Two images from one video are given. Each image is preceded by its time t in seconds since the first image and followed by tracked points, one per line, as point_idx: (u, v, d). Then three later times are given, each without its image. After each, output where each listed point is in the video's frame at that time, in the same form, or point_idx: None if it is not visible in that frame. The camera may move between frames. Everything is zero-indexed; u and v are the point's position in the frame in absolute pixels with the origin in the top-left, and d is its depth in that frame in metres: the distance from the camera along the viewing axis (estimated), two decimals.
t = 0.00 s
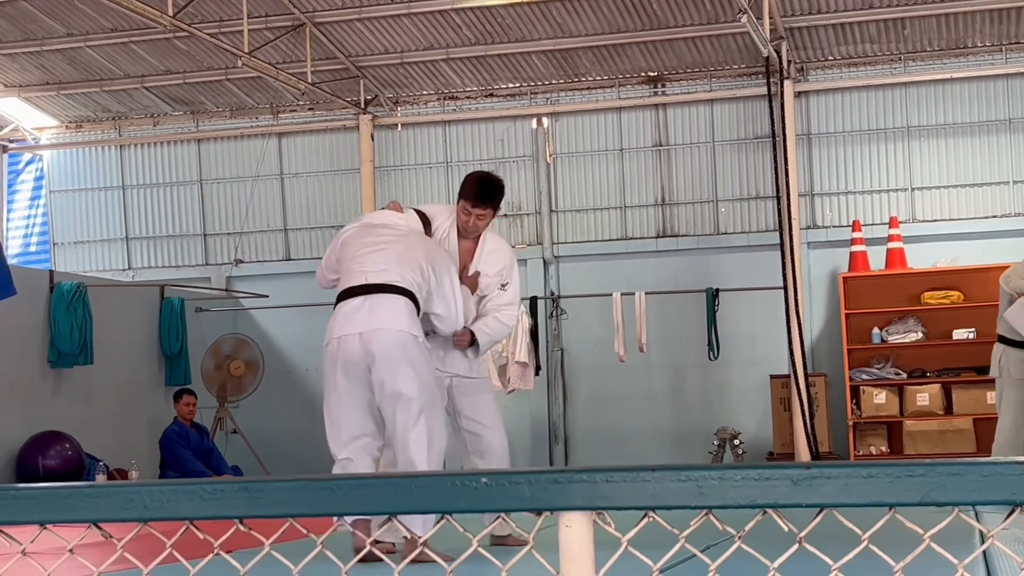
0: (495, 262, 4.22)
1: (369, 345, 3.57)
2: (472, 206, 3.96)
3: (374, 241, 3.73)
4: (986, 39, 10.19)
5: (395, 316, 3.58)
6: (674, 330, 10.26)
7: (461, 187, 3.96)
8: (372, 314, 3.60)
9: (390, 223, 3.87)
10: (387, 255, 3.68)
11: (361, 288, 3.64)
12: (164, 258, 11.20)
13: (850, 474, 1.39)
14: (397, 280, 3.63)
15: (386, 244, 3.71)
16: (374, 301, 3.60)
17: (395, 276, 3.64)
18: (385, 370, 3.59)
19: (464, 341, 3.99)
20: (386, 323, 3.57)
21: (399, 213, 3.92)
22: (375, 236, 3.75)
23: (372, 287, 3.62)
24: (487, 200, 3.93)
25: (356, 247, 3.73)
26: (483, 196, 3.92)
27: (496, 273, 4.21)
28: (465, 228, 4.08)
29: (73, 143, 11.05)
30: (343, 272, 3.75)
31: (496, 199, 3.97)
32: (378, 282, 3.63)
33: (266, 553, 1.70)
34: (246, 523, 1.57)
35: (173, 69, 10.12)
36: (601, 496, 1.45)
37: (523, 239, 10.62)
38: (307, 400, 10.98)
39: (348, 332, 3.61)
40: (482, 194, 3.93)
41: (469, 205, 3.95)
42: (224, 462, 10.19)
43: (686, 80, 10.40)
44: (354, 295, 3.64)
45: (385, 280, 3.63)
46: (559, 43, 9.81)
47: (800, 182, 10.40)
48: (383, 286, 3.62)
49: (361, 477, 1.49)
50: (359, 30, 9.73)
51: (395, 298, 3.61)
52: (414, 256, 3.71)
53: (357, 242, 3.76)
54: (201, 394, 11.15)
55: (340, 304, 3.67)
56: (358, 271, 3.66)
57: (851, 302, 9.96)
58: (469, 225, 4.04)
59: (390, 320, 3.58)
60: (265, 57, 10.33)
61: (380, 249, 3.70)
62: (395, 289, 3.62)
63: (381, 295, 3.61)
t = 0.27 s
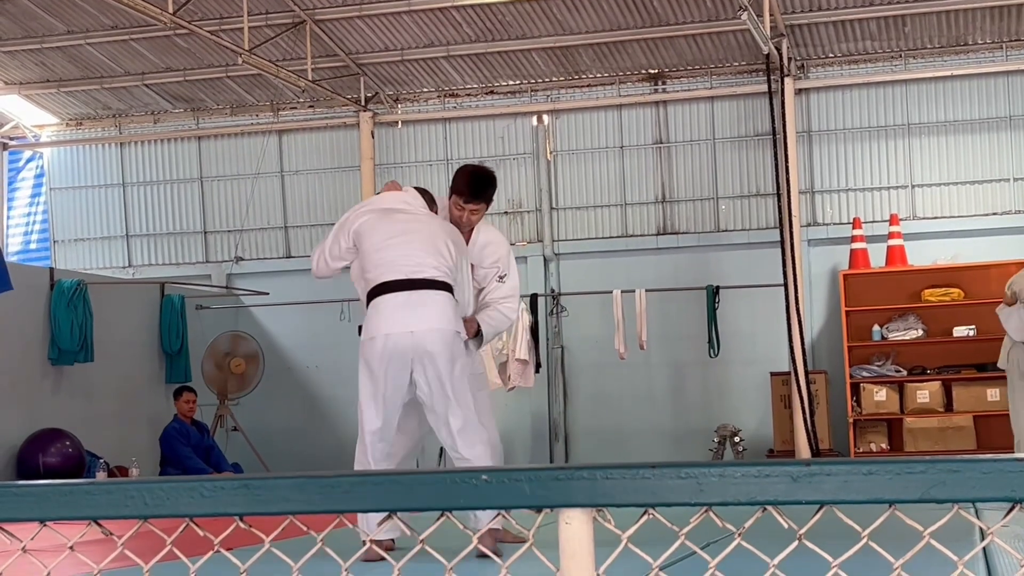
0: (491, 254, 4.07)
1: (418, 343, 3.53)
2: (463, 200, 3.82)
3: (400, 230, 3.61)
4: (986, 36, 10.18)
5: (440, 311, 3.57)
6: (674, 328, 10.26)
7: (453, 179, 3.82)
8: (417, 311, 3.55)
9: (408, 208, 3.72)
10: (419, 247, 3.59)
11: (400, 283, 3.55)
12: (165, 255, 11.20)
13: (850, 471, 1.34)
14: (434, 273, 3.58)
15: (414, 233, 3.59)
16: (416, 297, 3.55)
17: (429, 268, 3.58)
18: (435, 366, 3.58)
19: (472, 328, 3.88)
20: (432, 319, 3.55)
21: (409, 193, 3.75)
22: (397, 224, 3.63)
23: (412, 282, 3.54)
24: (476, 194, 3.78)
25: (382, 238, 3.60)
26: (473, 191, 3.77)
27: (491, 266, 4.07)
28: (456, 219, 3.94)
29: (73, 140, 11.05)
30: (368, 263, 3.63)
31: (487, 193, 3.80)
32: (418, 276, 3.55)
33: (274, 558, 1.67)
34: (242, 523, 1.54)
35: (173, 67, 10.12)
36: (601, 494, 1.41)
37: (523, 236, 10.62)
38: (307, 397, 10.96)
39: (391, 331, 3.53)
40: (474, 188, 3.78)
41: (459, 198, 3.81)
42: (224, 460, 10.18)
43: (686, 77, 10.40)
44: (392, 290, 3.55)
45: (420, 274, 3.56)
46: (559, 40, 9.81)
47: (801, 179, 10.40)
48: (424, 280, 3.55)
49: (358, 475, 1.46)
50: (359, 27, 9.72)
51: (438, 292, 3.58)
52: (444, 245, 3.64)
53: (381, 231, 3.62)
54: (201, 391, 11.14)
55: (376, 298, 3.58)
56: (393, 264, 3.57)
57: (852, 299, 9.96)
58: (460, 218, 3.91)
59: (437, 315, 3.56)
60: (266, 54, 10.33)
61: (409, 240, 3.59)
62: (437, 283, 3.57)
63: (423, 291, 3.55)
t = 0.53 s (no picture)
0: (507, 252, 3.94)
1: (444, 331, 3.57)
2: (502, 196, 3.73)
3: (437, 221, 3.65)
4: (985, 34, 10.19)
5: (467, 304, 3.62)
6: (673, 326, 10.26)
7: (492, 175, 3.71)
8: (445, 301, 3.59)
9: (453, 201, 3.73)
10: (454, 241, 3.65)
11: (433, 270, 3.60)
12: (164, 253, 11.20)
13: (849, 469, 1.33)
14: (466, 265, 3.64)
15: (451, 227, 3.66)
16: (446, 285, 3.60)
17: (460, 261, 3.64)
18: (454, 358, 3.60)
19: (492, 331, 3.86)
20: (461, 308, 3.60)
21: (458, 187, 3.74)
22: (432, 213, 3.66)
23: (445, 270, 3.60)
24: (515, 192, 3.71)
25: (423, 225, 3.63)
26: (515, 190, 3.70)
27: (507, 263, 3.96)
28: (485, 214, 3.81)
29: (72, 139, 11.05)
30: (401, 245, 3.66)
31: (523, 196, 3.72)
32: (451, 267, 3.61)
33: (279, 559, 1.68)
34: (242, 521, 1.55)
35: (172, 65, 10.11)
36: (599, 491, 1.41)
37: (522, 235, 10.62)
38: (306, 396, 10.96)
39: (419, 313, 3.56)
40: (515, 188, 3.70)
41: (498, 194, 3.71)
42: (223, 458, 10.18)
43: (685, 75, 10.40)
44: (425, 275, 3.59)
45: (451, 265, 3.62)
46: (558, 38, 9.81)
47: (800, 177, 10.40)
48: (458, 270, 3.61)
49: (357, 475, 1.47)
50: (358, 26, 9.72)
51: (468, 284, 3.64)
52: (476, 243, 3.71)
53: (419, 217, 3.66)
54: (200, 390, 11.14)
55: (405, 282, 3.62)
56: (426, 251, 3.62)
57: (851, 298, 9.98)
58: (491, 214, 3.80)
59: (464, 305, 3.61)
60: (264, 52, 10.33)
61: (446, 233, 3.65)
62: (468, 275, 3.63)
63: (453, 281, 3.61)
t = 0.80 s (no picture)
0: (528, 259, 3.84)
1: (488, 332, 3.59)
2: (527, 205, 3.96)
3: (459, 241, 3.73)
4: (982, 34, 10.19)
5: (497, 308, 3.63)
6: (671, 326, 10.27)
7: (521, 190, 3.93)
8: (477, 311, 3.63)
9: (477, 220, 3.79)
10: (474, 252, 3.68)
11: (459, 287, 3.66)
12: (162, 253, 11.19)
13: (847, 469, 1.33)
14: (489, 273, 3.65)
15: (473, 241, 3.70)
16: (473, 295, 3.64)
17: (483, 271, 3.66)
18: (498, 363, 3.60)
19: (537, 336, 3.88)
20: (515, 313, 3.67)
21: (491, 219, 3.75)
22: (456, 237, 3.74)
23: (468, 283, 3.65)
24: (544, 202, 3.95)
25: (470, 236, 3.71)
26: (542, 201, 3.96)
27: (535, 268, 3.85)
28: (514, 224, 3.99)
29: (70, 139, 11.04)
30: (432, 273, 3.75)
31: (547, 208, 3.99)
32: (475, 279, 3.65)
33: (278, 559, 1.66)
34: (241, 522, 1.55)
35: (170, 65, 10.10)
36: (598, 492, 1.41)
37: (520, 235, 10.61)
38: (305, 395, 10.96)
39: (454, 332, 3.63)
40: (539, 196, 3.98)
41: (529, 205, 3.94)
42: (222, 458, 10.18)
43: (683, 75, 10.40)
44: (453, 293, 3.67)
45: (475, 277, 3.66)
46: (556, 38, 9.80)
47: (798, 177, 10.41)
48: (478, 280, 3.64)
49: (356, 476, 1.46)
50: (356, 25, 9.71)
51: (493, 288, 3.64)
52: (500, 248, 3.71)
53: (442, 243, 3.76)
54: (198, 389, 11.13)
55: (436, 304, 3.70)
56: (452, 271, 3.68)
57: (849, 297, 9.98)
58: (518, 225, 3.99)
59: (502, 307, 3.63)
60: (262, 52, 10.33)
61: (469, 248, 3.70)
62: (489, 281, 3.64)
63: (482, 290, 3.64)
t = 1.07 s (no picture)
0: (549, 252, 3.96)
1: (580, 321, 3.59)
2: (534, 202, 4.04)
3: (521, 225, 3.76)
4: (980, 35, 10.19)
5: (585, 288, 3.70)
6: (669, 327, 10.27)
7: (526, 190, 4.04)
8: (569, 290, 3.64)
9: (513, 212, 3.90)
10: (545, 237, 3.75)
11: (543, 266, 3.65)
12: (160, 255, 11.20)
13: (842, 471, 1.32)
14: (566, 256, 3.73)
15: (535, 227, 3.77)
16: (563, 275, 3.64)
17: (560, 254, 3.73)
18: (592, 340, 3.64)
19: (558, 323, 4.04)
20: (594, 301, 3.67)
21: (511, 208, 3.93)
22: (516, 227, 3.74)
23: (556, 263, 3.66)
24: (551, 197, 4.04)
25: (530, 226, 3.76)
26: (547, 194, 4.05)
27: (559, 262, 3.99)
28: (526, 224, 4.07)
29: (67, 141, 11.04)
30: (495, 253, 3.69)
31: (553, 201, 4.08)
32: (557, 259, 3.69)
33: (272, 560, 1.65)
34: (236, 523, 1.53)
35: (167, 68, 10.11)
36: (593, 494, 1.40)
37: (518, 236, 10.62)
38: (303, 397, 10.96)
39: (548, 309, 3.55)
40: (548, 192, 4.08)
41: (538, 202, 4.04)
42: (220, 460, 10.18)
43: (680, 77, 10.41)
44: (538, 271, 3.62)
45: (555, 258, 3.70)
46: (554, 40, 9.81)
47: (795, 178, 10.41)
48: (567, 261, 3.69)
49: (351, 478, 1.44)
50: (353, 27, 9.72)
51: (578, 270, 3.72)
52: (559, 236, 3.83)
53: (504, 225, 3.74)
54: (196, 391, 11.13)
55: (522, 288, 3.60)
56: (530, 250, 3.67)
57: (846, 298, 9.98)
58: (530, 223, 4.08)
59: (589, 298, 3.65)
60: (259, 54, 10.34)
61: (536, 233, 3.75)
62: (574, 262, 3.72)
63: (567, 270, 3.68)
